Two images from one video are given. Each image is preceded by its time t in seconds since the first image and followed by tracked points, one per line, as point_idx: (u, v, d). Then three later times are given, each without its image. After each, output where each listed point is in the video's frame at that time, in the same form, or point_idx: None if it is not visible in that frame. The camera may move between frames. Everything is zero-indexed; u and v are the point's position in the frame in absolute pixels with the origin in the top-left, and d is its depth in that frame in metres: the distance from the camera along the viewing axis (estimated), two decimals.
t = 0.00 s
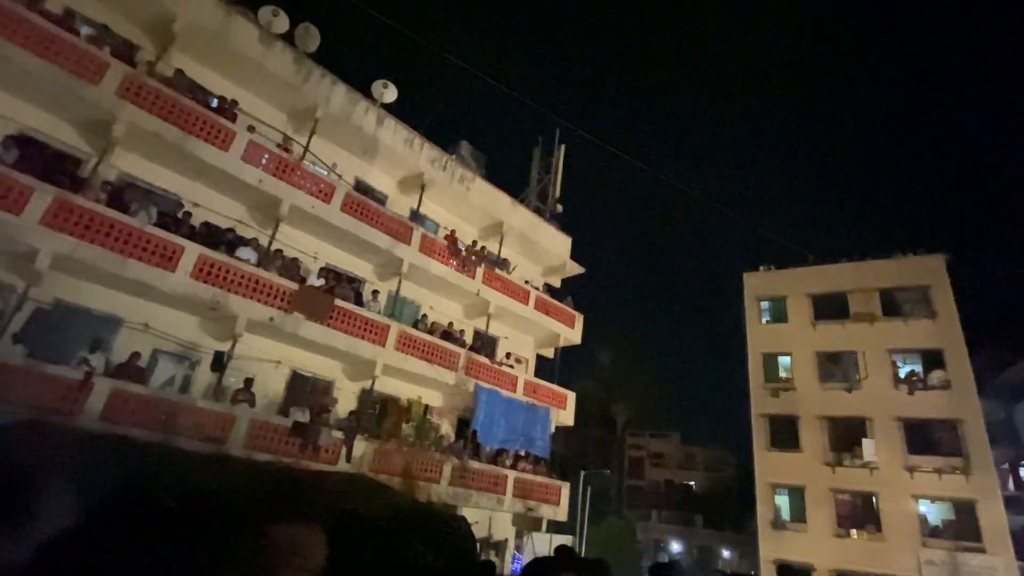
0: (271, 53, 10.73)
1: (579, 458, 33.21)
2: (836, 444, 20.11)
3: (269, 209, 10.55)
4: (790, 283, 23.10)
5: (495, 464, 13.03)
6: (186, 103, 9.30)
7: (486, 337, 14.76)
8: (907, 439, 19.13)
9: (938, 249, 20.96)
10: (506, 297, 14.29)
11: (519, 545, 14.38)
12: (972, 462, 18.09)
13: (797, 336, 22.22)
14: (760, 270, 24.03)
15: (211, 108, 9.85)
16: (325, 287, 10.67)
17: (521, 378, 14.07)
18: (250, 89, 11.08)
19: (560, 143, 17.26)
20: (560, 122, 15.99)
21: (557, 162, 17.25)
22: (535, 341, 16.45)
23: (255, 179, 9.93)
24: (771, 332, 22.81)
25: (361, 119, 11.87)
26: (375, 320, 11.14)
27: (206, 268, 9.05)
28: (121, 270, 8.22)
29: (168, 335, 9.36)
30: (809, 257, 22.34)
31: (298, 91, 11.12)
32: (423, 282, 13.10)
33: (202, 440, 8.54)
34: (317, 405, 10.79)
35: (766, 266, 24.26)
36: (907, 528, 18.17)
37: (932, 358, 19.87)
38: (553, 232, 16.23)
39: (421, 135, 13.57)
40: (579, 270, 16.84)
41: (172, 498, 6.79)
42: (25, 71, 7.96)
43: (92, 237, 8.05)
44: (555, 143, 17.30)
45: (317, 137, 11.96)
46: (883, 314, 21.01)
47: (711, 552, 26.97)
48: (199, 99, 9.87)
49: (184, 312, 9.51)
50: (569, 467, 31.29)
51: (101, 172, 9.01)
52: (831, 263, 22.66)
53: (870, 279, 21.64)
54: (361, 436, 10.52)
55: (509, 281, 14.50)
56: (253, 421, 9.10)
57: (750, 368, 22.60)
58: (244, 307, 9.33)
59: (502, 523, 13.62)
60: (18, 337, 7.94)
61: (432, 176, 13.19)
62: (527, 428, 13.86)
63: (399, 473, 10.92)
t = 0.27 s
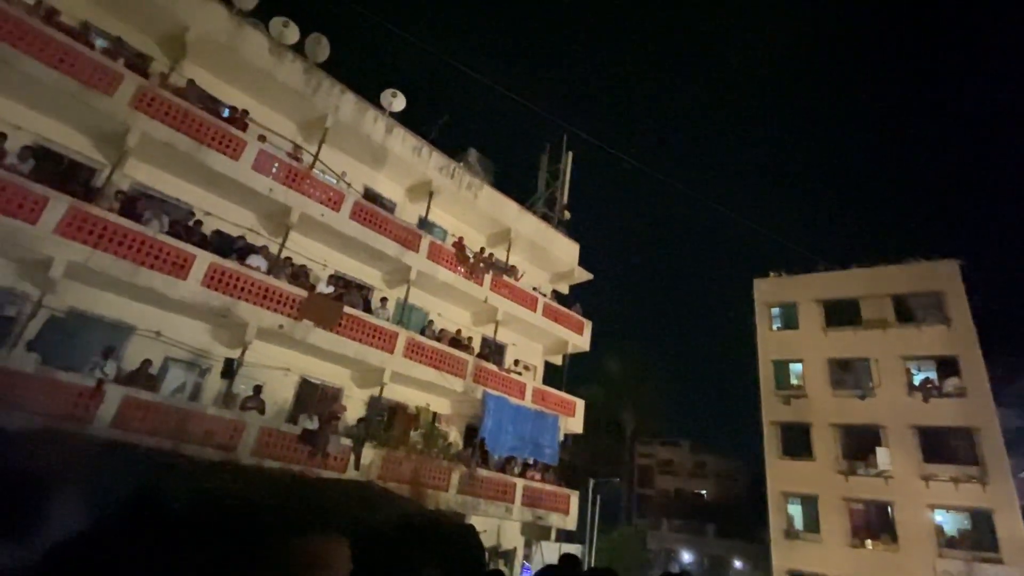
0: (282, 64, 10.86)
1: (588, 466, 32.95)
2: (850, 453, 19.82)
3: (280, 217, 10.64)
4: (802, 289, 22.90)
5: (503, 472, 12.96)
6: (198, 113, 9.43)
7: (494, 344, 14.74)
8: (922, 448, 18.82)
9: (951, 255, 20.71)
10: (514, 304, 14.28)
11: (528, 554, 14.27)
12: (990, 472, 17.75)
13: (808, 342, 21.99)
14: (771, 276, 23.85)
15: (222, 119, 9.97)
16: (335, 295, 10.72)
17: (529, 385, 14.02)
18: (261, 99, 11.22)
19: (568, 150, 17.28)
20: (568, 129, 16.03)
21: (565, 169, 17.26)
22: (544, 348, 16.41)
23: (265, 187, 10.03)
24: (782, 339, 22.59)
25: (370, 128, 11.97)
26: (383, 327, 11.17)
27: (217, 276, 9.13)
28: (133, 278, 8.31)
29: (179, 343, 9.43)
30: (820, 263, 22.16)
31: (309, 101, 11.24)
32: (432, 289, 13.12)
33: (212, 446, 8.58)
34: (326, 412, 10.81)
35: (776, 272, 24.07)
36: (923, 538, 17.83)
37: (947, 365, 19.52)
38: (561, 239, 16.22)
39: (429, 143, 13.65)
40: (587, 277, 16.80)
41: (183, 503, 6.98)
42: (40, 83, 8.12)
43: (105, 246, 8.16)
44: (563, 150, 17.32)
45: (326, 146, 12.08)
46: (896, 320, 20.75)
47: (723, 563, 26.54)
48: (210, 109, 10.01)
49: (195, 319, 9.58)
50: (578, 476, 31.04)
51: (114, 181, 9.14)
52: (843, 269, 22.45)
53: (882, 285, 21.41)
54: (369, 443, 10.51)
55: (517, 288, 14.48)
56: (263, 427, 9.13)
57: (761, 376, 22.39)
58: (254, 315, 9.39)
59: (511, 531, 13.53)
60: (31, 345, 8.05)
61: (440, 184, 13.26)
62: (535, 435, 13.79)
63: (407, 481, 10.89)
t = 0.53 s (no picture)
0: (287, 70, 10.94)
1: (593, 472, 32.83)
2: (857, 460, 19.67)
3: (284, 222, 10.69)
4: (807, 294, 22.81)
5: (507, 478, 12.91)
6: (204, 119, 9.49)
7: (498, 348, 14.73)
8: (930, 455, 18.65)
9: (958, 260, 20.60)
10: (517, 309, 14.27)
11: (531, 561, 14.18)
12: (999, 479, 17.55)
13: (814, 348, 21.87)
14: (776, 282, 23.77)
15: (228, 124, 10.04)
16: (339, 300, 10.73)
17: (533, 390, 13.98)
18: (266, 105, 11.29)
19: (572, 155, 17.31)
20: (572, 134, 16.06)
21: (569, 174, 17.28)
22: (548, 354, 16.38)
23: (271, 193, 10.08)
24: (787, 344, 22.49)
25: (374, 133, 12.03)
26: (387, 332, 11.17)
27: (222, 281, 9.15)
28: (139, 283, 8.35)
29: (184, 347, 9.46)
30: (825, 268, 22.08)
31: (314, 107, 11.31)
32: (436, 294, 13.14)
33: (216, 451, 8.59)
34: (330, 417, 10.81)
35: (782, 278, 23.99)
36: (932, 547, 17.63)
37: (955, 371, 19.38)
38: (565, 244, 16.21)
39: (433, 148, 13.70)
40: (591, 282, 16.78)
41: (189, 510, 6.88)
42: (49, 89, 8.20)
43: (111, 251, 8.21)
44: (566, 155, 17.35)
45: (331, 151, 12.14)
46: (903, 326, 20.63)
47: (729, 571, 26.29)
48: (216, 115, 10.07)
49: (200, 324, 9.62)
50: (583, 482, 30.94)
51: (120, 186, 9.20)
52: (849, 274, 22.34)
53: (888, 290, 21.30)
54: (372, 448, 10.49)
55: (521, 292, 14.48)
56: (267, 432, 9.14)
57: (767, 382, 22.30)
58: (258, 319, 9.41)
59: (515, 537, 13.47)
60: (37, 349, 8.09)
61: (444, 189, 13.30)
62: (539, 441, 13.73)
63: (410, 486, 10.86)
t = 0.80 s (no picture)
0: (288, 72, 10.95)
1: (591, 476, 32.86)
2: (855, 465, 19.66)
3: (284, 224, 10.68)
4: (806, 299, 22.86)
5: (504, 482, 12.89)
6: (204, 120, 9.49)
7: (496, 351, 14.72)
8: (928, 461, 18.63)
9: (956, 266, 20.64)
10: (516, 312, 14.27)
11: (528, 565, 14.16)
12: (997, 485, 17.52)
13: (813, 353, 21.90)
14: (775, 286, 23.83)
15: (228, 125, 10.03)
16: (337, 302, 10.72)
17: (531, 393, 13.97)
18: (267, 107, 11.30)
19: (572, 159, 17.32)
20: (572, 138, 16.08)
21: (569, 177, 17.30)
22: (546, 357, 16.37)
23: (270, 194, 10.07)
24: (786, 349, 22.54)
25: (374, 135, 12.03)
26: (386, 334, 11.16)
27: (220, 283, 9.14)
28: (137, 284, 8.33)
29: (182, 348, 9.45)
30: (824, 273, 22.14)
31: (314, 109, 11.31)
32: (435, 297, 13.14)
33: (213, 453, 8.57)
34: (327, 420, 10.78)
35: (780, 283, 24.04)
36: (929, 553, 17.61)
37: (953, 376, 19.37)
38: (564, 248, 16.22)
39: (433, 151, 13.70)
40: (590, 285, 16.78)
41: (185, 516, 6.87)
42: (49, 89, 8.20)
43: (110, 251, 8.19)
44: (566, 159, 17.37)
45: (331, 153, 12.14)
46: (901, 331, 20.65)
47: None
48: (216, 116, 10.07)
49: (199, 325, 9.60)
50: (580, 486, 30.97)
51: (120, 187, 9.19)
52: (847, 279, 22.40)
53: (886, 296, 21.33)
54: (370, 451, 10.47)
55: (520, 296, 14.47)
56: (263, 434, 9.11)
57: (765, 386, 22.34)
58: (256, 321, 9.39)
59: (512, 541, 13.45)
60: (34, 349, 8.07)
61: (444, 192, 13.30)
62: (537, 445, 13.70)
63: (408, 490, 10.84)
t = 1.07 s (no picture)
0: (283, 70, 10.91)
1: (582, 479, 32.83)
2: (843, 470, 19.82)
3: (276, 222, 10.62)
4: (796, 305, 23.05)
5: (495, 484, 12.87)
6: (197, 117, 9.42)
7: (489, 353, 14.71)
8: (915, 466, 18.82)
9: (944, 273, 20.92)
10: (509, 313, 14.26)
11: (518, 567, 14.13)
12: (982, 491, 17.75)
13: (803, 358, 22.07)
14: (766, 292, 24.00)
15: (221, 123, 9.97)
16: (329, 301, 10.66)
17: (523, 395, 13.96)
18: (261, 105, 11.25)
19: (567, 162, 17.38)
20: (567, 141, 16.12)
21: (563, 180, 17.33)
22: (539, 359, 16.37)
23: (262, 192, 10.00)
24: (776, 354, 22.69)
25: (369, 135, 11.99)
26: (377, 335, 11.11)
27: (211, 281, 9.06)
28: (126, 280, 8.24)
29: (171, 346, 9.35)
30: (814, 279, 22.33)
31: (308, 107, 11.26)
32: (427, 297, 13.11)
33: (201, 452, 8.49)
34: (318, 420, 10.71)
35: (772, 288, 24.21)
36: (915, 557, 17.79)
37: (940, 383, 19.58)
38: (558, 250, 16.24)
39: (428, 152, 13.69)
40: (583, 288, 16.81)
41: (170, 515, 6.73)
42: (40, 83, 8.12)
43: (99, 247, 8.10)
44: (561, 161, 17.40)
45: (325, 152, 12.09)
46: (890, 337, 20.87)
47: None
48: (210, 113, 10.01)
49: (188, 323, 9.51)
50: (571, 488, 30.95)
51: (110, 183, 9.10)
52: (838, 285, 22.60)
53: (876, 302, 21.56)
54: (360, 452, 10.42)
55: (513, 297, 14.47)
56: (252, 434, 9.04)
57: (756, 391, 22.46)
58: (246, 319, 9.32)
59: (502, 543, 13.42)
60: (19, 346, 7.96)
61: (438, 192, 13.28)
62: (528, 447, 13.67)
63: (398, 491, 10.79)
